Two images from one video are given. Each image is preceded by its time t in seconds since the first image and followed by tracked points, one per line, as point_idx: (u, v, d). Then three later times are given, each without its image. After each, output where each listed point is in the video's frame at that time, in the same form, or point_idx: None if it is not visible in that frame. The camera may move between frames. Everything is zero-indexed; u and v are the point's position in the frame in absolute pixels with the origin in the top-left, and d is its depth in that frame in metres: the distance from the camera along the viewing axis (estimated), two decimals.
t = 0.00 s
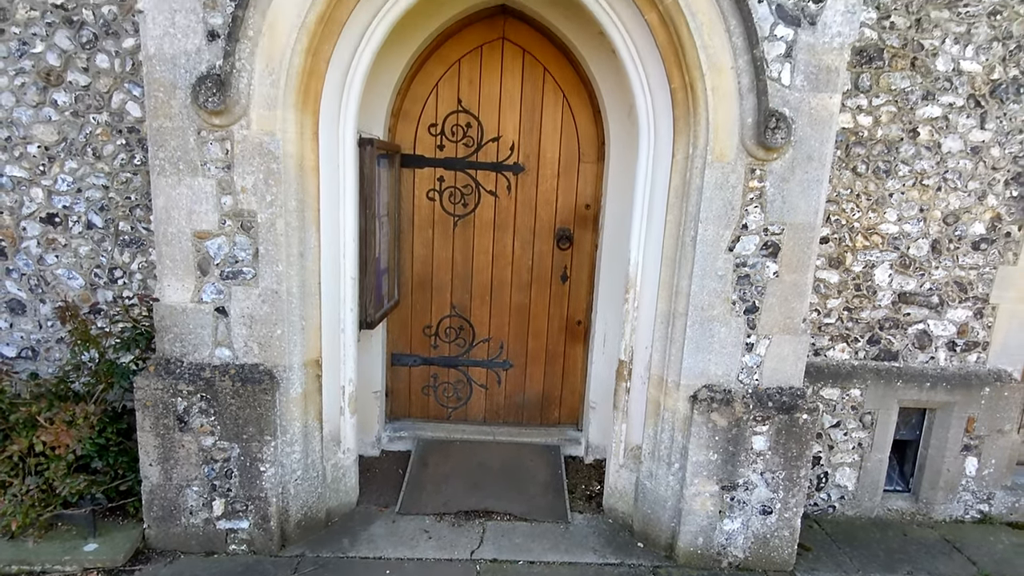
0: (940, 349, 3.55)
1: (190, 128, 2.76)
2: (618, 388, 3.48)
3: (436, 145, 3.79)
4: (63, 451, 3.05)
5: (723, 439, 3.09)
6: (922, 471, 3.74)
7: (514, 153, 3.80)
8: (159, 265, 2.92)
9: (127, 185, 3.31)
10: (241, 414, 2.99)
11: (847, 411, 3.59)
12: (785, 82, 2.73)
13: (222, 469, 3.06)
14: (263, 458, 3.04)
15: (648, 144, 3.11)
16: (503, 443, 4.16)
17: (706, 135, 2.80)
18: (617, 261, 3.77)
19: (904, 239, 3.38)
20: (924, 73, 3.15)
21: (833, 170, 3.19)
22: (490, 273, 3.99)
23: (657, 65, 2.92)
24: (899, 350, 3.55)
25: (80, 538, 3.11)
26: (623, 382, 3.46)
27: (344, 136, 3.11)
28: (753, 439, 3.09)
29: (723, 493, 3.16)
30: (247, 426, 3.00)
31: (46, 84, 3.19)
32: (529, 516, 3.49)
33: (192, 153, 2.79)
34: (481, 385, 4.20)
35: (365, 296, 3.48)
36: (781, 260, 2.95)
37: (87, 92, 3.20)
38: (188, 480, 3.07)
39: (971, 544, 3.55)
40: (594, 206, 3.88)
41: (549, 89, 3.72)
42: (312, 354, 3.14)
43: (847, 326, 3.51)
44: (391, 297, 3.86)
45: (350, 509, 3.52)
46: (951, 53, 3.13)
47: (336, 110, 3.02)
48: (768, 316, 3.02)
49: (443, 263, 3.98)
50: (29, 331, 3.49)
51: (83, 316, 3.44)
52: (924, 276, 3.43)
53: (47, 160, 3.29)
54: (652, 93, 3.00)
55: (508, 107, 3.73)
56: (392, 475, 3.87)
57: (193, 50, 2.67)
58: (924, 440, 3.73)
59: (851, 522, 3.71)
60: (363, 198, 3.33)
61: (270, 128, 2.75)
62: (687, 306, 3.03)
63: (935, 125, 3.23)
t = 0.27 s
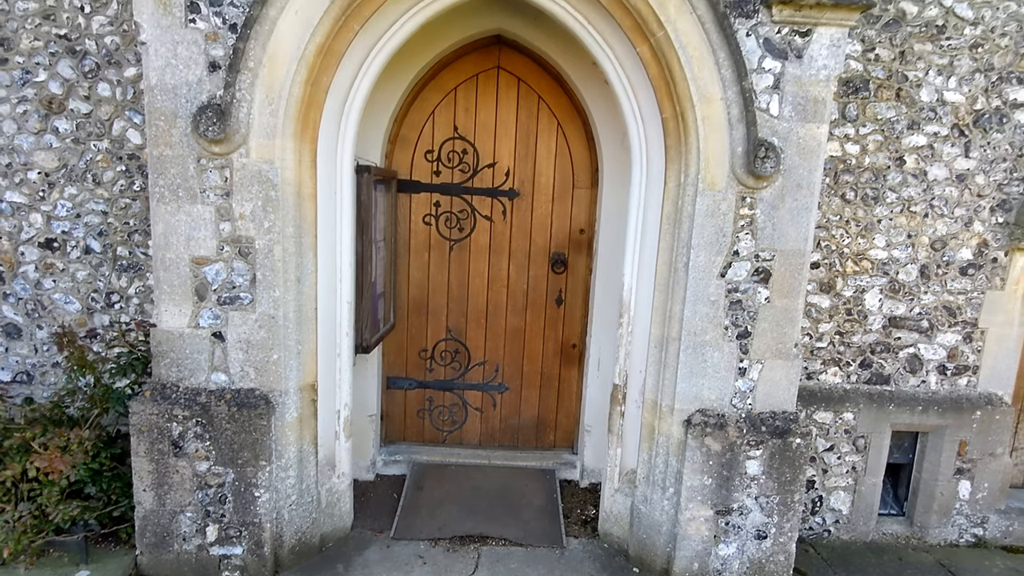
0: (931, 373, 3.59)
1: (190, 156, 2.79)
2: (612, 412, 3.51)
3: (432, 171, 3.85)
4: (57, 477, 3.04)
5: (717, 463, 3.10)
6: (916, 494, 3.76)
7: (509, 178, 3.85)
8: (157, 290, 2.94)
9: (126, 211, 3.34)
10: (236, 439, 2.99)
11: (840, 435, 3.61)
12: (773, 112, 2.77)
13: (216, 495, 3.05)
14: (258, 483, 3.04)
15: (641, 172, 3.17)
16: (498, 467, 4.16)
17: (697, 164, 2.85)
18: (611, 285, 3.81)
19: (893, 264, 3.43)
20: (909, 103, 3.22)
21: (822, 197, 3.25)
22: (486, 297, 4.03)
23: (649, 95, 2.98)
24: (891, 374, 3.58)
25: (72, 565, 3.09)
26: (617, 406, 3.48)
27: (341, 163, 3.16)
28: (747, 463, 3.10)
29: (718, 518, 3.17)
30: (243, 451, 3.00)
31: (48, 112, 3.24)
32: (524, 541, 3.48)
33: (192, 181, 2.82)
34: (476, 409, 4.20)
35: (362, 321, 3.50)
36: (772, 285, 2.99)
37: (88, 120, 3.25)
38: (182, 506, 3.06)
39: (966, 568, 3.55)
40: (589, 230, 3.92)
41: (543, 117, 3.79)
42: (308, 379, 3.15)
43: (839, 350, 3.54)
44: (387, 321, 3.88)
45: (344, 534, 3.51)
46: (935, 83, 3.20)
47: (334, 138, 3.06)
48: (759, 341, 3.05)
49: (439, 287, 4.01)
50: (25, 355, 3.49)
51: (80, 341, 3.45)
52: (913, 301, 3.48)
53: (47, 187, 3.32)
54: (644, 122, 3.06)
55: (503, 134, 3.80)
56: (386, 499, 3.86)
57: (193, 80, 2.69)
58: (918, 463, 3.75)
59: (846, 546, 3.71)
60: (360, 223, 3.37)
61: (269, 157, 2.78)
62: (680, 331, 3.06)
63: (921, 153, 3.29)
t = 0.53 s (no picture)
0: (914, 394, 3.64)
1: (182, 182, 2.80)
2: (601, 435, 3.53)
3: (422, 195, 3.89)
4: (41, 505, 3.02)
5: (705, 485, 3.12)
6: (902, 515, 3.79)
7: (498, 202, 3.90)
8: (146, 314, 2.93)
9: (116, 235, 3.35)
10: (224, 463, 2.98)
11: (827, 456, 3.65)
12: (755, 140, 2.82)
13: (203, 520, 3.03)
14: (245, 508, 3.02)
15: (627, 197, 3.23)
16: (487, 489, 4.15)
17: (682, 191, 2.91)
18: (599, 308, 3.85)
19: (874, 287, 3.50)
20: (886, 131, 3.31)
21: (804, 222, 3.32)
22: (475, 320, 4.05)
23: (634, 123, 3.05)
24: (875, 396, 3.63)
25: None
26: (606, 428, 3.50)
27: (332, 188, 3.19)
28: (735, 485, 3.12)
29: (706, 540, 3.18)
30: (230, 476, 2.99)
31: (39, 137, 3.26)
32: (514, 564, 3.47)
33: (183, 206, 2.84)
34: (465, 431, 4.21)
35: (351, 344, 3.51)
36: (757, 309, 3.03)
37: (80, 145, 3.27)
38: (168, 532, 3.03)
39: None
40: (577, 253, 3.97)
41: (531, 142, 3.85)
42: (297, 404, 3.15)
43: (823, 372, 3.60)
44: (377, 344, 3.89)
45: (332, 559, 3.49)
46: (911, 112, 3.29)
47: (325, 164, 3.09)
48: (745, 363, 3.09)
49: (428, 310, 4.04)
50: (11, 379, 3.47)
51: (67, 365, 3.43)
52: (895, 323, 3.54)
53: (37, 211, 3.33)
54: (630, 149, 3.12)
55: (492, 159, 3.85)
56: (375, 523, 3.83)
57: (187, 108, 2.71)
58: (903, 483, 3.79)
59: (834, 567, 3.72)
60: (350, 247, 3.39)
61: (260, 183, 2.80)
62: (667, 354, 3.09)
63: (899, 179, 3.37)
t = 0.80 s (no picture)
0: (894, 417, 3.69)
1: (169, 210, 2.81)
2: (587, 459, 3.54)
3: (409, 221, 3.92)
4: (20, 535, 2.99)
5: (691, 510, 3.13)
6: (886, 537, 3.82)
7: (485, 228, 3.94)
8: (131, 341, 2.91)
9: (102, 261, 3.35)
10: (207, 491, 2.94)
11: (811, 478, 3.68)
12: (735, 170, 2.89)
13: (185, 550, 2.99)
14: (229, 537, 2.98)
15: (612, 224, 3.28)
16: (474, 514, 4.13)
17: (665, 219, 2.96)
18: (584, 332, 3.89)
19: (854, 311, 3.56)
20: (862, 160, 3.39)
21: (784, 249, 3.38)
22: (461, 344, 4.07)
23: (618, 153, 3.11)
24: (857, 419, 3.68)
25: None
26: (592, 453, 3.52)
27: (320, 215, 3.22)
28: (720, 509, 3.13)
29: (693, 565, 3.18)
30: (214, 504, 2.95)
31: (26, 163, 3.27)
32: None
33: (170, 234, 2.83)
34: (452, 455, 4.20)
35: (337, 369, 3.51)
36: (739, 334, 3.07)
37: (67, 172, 3.28)
38: (149, 562, 2.99)
39: None
40: (563, 278, 4.02)
41: (518, 169, 3.91)
42: (283, 430, 3.15)
43: (806, 395, 3.64)
44: (363, 369, 3.89)
45: None
46: (885, 142, 3.37)
47: (313, 191, 3.12)
48: (728, 388, 3.12)
49: (415, 334, 4.05)
50: None
51: (49, 392, 3.40)
52: (875, 346, 3.60)
53: (22, 237, 3.32)
54: (615, 177, 3.18)
55: (479, 185, 3.90)
56: (360, 550, 3.80)
57: (175, 136, 2.71)
58: (886, 505, 3.83)
59: None
60: (337, 273, 3.41)
61: (248, 210, 2.81)
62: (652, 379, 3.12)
63: (876, 207, 3.45)
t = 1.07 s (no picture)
0: (872, 443, 3.73)
1: (150, 240, 2.79)
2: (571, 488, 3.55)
3: (392, 249, 3.94)
4: None
5: (673, 538, 3.11)
6: (867, 562, 3.85)
7: (468, 256, 3.97)
8: (108, 372, 2.87)
9: (80, 290, 3.32)
10: (184, 525, 2.89)
11: (792, 505, 3.69)
12: (712, 202, 2.95)
13: None
14: (205, 572, 2.91)
15: (593, 253, 3.33)
16: (456, 545, 4.08)
17: (644, 249, 3.00)
18: (567, 359, 3.91)
19: (831, 338, 3.62)
20: (835, 192, 3.47)
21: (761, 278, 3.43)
22: (444, 372, 4.06)
23: (598, 185, 3.16)
24: (836, 445, 3.71)
25: None
26: (575, 481, 3.53)
27: (302, 244, 3.22)
28: (703, 537, 3.12)
29: None
30: (190, 538, 2.89)
31: (5, 192, 3.24)
32: None
33: (151, 264, 2.82)
34: (434, 485, 4.17)
35: (318, 399, 3.47)
36: (719, 362, 3.11)
37: (47, 202, 3.26)
38: None
39: None
40: (545, 305, 4.04)
41: (500, 198, 3.95)
42: (262, 461, 3.09)
43: (785, 422, 3.68)
44: (345, 398, 3.86)
45: None
46: (857, 175, 3.46)
47: (296, 221, 3.13)
48: (709, 416, 3.15)
49: (398, 362, 4.04)
50: None
51: (22, 423, 3.34)
52: (852, 373, 3.66)
53: None
54: (595, 208, 3.23)
55: (462, 214, 3.94)
56: None
57: (158, 167, 2.72)
58: (867, 531, 3.85)
59: None
60: (320, 302, 3.39)
61: (230, 241, 2.81)
62: (633, 407, 3.14)
63: (850, 237, 3.52)
